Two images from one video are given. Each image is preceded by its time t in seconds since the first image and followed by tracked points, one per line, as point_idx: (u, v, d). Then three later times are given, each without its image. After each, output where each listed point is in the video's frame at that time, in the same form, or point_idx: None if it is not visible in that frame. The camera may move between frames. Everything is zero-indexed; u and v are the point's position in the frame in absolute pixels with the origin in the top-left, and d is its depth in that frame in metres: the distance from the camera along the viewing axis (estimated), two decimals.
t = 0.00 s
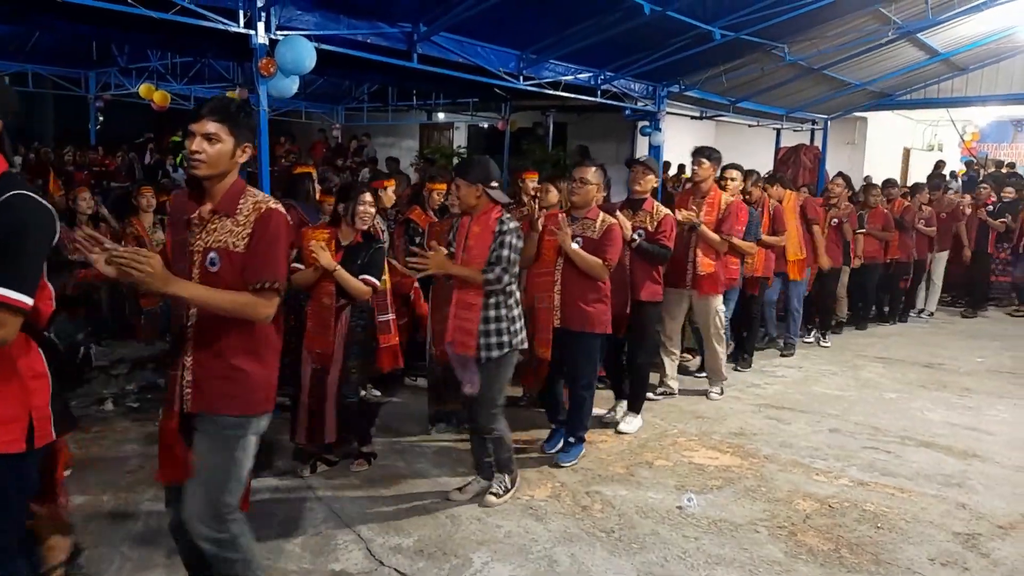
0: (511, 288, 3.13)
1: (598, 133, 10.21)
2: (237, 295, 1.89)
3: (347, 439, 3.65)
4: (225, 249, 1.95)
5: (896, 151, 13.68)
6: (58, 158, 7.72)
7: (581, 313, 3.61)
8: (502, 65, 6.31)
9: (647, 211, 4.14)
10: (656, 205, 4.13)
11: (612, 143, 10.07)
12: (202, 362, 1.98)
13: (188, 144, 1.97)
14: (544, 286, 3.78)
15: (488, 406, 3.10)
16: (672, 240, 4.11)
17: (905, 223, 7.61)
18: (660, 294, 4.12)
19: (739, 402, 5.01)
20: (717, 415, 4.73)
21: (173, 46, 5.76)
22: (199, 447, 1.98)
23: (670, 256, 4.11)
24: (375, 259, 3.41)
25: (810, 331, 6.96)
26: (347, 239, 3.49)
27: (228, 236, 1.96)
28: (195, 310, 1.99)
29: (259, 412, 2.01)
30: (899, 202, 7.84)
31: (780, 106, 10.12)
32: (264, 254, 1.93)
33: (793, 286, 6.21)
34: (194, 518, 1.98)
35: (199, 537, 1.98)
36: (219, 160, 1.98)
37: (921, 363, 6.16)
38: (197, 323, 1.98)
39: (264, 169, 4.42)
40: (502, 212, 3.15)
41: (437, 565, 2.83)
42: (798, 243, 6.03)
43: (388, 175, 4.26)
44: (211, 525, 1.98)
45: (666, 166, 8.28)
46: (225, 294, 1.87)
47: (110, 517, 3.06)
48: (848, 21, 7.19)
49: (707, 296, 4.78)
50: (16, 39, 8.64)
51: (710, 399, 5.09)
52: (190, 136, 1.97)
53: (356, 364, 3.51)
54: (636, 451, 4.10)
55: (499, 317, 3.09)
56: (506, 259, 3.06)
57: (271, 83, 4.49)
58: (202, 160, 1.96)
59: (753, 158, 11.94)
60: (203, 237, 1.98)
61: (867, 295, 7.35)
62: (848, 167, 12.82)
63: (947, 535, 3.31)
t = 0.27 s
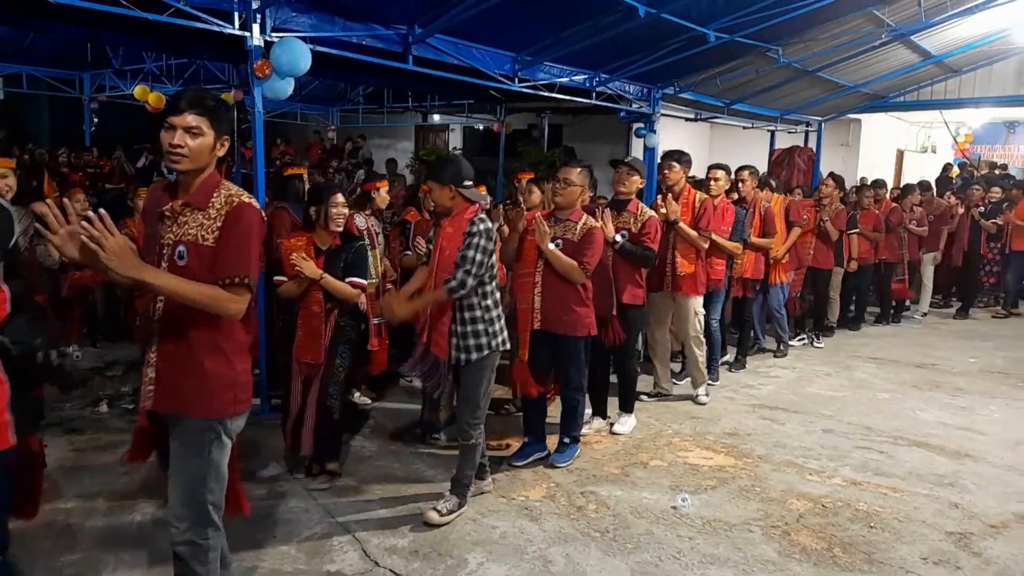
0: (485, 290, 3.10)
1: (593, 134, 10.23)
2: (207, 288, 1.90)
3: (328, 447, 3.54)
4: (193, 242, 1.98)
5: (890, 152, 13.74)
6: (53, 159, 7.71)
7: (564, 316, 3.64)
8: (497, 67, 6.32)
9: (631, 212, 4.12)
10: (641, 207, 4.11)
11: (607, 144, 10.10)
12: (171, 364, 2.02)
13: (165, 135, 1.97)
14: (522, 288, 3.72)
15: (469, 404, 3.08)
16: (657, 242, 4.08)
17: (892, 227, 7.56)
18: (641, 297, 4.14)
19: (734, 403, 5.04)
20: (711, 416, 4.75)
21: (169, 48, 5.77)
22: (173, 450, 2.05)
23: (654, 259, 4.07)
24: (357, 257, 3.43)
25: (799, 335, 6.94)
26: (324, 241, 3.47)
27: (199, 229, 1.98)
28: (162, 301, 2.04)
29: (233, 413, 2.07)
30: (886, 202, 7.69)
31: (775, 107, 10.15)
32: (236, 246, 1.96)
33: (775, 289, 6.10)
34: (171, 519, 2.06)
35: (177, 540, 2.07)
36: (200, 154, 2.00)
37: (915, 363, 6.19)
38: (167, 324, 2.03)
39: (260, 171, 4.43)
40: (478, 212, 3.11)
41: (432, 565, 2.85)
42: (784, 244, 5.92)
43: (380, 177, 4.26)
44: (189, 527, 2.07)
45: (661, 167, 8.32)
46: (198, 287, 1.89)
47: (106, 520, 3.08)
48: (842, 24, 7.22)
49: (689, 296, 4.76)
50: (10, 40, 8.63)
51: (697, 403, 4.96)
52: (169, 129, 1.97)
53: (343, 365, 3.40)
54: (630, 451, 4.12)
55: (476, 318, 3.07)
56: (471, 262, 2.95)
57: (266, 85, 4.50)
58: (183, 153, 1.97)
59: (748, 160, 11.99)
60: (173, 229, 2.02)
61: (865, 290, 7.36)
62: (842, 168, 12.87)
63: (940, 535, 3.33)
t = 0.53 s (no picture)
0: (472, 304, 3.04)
1: (591, 135, 10.24)
2: (188, 285, 1.88)
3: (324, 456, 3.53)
4: (174, 238, 1.95)
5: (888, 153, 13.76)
6: (50, 159, 7.71)
7: (547, 318, 3.50)
8: (495, 67, 6.32)
9: (620, 212, 4.06)
10: (630, 207, 4.05)
11: (605, 144, 10.11)
12: (160, 365, 1.98)
13: (138, 130, 1.94)
14: (506, 290, 3.64)
15: (459, 413, 2.96)
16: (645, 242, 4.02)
17: (884, 228, 7.54)
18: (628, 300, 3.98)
19: (731, 403, 5.04)
20: (709, 416, 4.76)
21: (167, 48, 5.77)
22: (168, 454, 2.03)
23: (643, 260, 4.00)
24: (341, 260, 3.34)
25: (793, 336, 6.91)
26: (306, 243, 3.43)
27: (178, 226, 1.95)
28: (144, 302, 1.98)
29: (224, 412, 2.07)
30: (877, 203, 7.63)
31: (772, 108, 10.16)
32: (218, 243, 1.95)
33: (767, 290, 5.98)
34: (174, 520, 2.07)
35: (180, 540, 2.09)
36: (174, 149, 1.96)
37: (912, 364, 6.20)
38: (149, 326, 1.98)
39: (258, 171, 4.43)
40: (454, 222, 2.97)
41: (430, 566, 2.85)
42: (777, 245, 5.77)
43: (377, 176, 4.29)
44: (190, 527, 2.09)
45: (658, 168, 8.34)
46: (175, 283, 1.85)
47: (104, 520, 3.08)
48: (839, 24, 7.24)
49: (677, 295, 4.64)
50: (7, 40, 8.63)
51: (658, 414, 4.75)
52: (142, 124, 1.93)
53: (339, 372, 3.44)
54: (628, 452, 4.12)
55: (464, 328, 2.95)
56: (456, 283, 2.91)
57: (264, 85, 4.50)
58: (155, 147, 1.94)
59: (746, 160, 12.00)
60: (150, 227, 1.97)
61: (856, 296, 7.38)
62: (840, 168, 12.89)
63: (936, 536, 3.34)
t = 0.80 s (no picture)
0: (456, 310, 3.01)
1: (588, 135, 10.26)
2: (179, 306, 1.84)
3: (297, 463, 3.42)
4: (155, 256, 1.88)
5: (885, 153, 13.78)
6: (47, 160, 7.70)
7: (536, 323, 3.46)
8: (493, 67, 6.32)
9: (610, 216, 3.96)
10: (620, 210, 3.95)
11: (602, 145, 10.12)
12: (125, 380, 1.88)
13: (103, 143, 1.85)
14: (495, 294, 3.59)
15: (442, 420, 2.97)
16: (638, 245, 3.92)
17: (878, 228, 7.55)
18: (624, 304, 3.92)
19: (729, 403, 5.05)
20: (707, 416, 4.76)
21: (164, 48, 5.77)
22: (113, 473, 1.89)
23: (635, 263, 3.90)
24: (314, 267, 3.17)
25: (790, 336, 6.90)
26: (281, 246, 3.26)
27: (157, 243, 1.88)
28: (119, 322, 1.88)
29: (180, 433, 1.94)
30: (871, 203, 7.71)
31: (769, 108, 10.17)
32: (207, 261, 1.90)
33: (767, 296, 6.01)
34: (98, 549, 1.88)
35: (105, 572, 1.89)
36: (142, 162, 1.88)
37: (909, 363, 6.21)
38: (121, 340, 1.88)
39: (256, 171, 4.42)
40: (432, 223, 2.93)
41: (429, 566, 2.85)
42: (771, 248, 5.86)
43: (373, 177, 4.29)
44: (117, 556, 1.89)
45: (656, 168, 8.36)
46: (175, 305, 1.84)
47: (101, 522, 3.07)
48: (836, 25, 7.25)
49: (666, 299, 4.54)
50: (3, 40, 8.62)
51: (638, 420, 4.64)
52: (108, 136, 1.84)
53: (307, 378, 3.28)
54: (626, 452, 4.12)
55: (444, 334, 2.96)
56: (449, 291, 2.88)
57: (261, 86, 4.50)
58: (122, 161, 1.85)
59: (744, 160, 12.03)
60: (123, 244, 1.88)
61: (848, 297, 7.31)
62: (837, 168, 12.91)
63: (934, 535, 3.35)
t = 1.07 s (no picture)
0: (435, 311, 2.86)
1: (589, 136, 10.26)
2: (160, 296, 1.79)
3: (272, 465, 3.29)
4: (131, 247, 1.84)
5: (886, 153, 13.78)
6: (48, 160, 7.71)
7: (523, 325, 3.42)
8: (494, 68, 6.33)
9: (601, 216, 3.98)
10: (611, 210, 3.96)
11: (603, 145, 10.13)
12: (107, 379, 1.85)
13: (85, 138, 1.77)
14: (482, 294, 3.54)
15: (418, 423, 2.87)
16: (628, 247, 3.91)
17: (878, 227, 7.55)
18: (612, 306, 3.96)
19: (730, 404, 5.05)
20: (708, 417, 4.76)
21: (165, 49, 5.78)
22: (104, 473, 1.90)
23: (625, 265, 3.90)
24: (296, 264, 3.09)
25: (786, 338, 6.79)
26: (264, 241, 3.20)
27: (134, 234, 1.85)
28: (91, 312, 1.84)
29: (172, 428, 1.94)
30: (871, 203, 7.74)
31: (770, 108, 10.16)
32: (184, 247, 1.84)
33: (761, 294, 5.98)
34: (98, 549, 1.92)
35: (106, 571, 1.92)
36: (124, 153, 1.82)
37: (911, 364, 6.21)
38: (93, 342, 1.84)
39: (257, 172, 4.42)
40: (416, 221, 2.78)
41: (429, 566, 2.85)
42: (766, 246, 5.86)
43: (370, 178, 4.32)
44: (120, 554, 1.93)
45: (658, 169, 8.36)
46: (153, 294, 1.78)
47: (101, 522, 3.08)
48: (837, 25, 7.25)
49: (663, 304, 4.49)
50: (5, 41, 8.64)
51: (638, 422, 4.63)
52: (83, 128, 1.77)
53: (284, 378, 3.16)
54: (626, 453, 4.12)
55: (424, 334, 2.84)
56: (423, 291, 2.73)
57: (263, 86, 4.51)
58: (109, 153, 1.78)
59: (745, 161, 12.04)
60: (99, 237, 1.85)
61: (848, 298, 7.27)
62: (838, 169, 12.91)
63: (935, 535, 3.34)
